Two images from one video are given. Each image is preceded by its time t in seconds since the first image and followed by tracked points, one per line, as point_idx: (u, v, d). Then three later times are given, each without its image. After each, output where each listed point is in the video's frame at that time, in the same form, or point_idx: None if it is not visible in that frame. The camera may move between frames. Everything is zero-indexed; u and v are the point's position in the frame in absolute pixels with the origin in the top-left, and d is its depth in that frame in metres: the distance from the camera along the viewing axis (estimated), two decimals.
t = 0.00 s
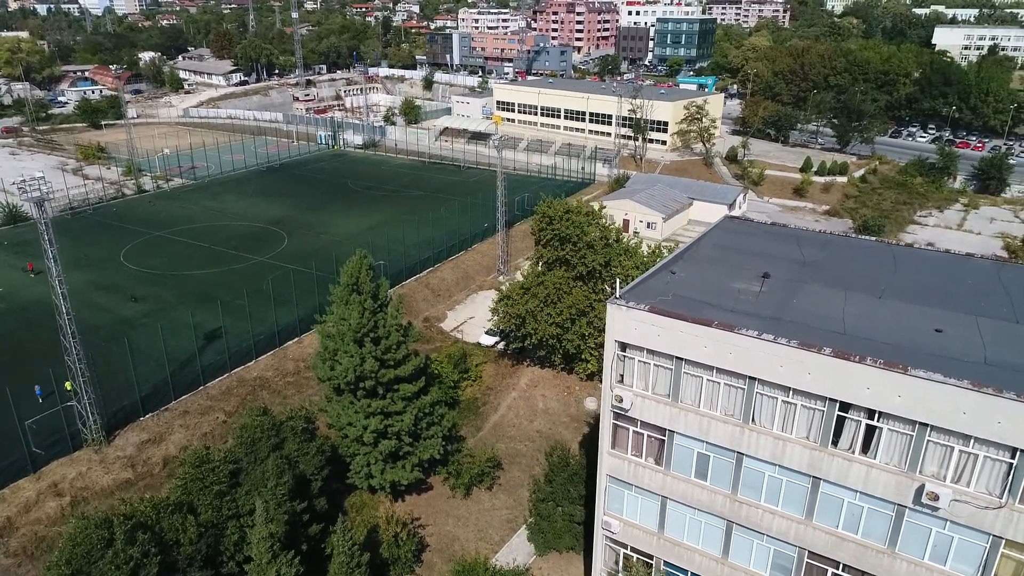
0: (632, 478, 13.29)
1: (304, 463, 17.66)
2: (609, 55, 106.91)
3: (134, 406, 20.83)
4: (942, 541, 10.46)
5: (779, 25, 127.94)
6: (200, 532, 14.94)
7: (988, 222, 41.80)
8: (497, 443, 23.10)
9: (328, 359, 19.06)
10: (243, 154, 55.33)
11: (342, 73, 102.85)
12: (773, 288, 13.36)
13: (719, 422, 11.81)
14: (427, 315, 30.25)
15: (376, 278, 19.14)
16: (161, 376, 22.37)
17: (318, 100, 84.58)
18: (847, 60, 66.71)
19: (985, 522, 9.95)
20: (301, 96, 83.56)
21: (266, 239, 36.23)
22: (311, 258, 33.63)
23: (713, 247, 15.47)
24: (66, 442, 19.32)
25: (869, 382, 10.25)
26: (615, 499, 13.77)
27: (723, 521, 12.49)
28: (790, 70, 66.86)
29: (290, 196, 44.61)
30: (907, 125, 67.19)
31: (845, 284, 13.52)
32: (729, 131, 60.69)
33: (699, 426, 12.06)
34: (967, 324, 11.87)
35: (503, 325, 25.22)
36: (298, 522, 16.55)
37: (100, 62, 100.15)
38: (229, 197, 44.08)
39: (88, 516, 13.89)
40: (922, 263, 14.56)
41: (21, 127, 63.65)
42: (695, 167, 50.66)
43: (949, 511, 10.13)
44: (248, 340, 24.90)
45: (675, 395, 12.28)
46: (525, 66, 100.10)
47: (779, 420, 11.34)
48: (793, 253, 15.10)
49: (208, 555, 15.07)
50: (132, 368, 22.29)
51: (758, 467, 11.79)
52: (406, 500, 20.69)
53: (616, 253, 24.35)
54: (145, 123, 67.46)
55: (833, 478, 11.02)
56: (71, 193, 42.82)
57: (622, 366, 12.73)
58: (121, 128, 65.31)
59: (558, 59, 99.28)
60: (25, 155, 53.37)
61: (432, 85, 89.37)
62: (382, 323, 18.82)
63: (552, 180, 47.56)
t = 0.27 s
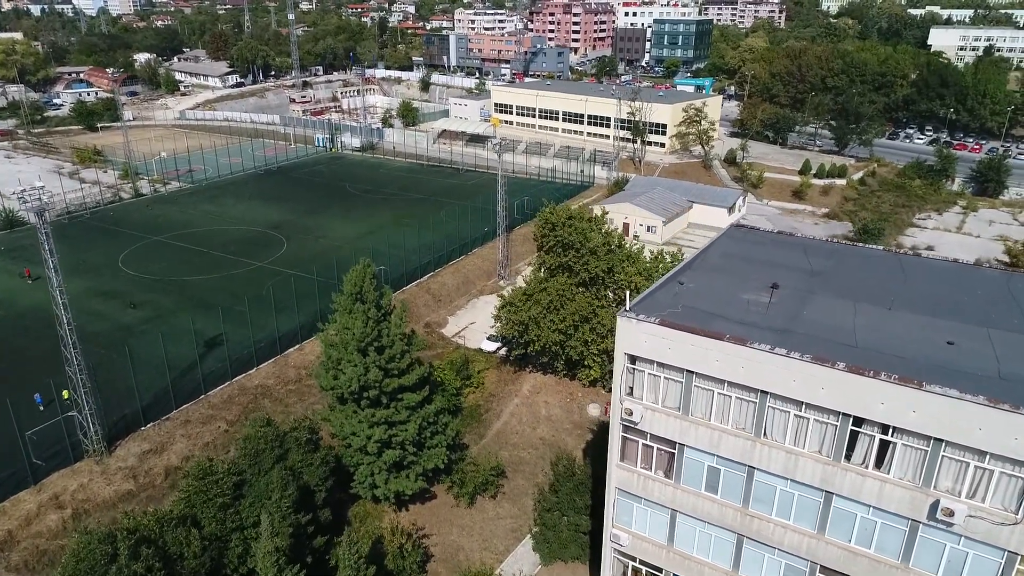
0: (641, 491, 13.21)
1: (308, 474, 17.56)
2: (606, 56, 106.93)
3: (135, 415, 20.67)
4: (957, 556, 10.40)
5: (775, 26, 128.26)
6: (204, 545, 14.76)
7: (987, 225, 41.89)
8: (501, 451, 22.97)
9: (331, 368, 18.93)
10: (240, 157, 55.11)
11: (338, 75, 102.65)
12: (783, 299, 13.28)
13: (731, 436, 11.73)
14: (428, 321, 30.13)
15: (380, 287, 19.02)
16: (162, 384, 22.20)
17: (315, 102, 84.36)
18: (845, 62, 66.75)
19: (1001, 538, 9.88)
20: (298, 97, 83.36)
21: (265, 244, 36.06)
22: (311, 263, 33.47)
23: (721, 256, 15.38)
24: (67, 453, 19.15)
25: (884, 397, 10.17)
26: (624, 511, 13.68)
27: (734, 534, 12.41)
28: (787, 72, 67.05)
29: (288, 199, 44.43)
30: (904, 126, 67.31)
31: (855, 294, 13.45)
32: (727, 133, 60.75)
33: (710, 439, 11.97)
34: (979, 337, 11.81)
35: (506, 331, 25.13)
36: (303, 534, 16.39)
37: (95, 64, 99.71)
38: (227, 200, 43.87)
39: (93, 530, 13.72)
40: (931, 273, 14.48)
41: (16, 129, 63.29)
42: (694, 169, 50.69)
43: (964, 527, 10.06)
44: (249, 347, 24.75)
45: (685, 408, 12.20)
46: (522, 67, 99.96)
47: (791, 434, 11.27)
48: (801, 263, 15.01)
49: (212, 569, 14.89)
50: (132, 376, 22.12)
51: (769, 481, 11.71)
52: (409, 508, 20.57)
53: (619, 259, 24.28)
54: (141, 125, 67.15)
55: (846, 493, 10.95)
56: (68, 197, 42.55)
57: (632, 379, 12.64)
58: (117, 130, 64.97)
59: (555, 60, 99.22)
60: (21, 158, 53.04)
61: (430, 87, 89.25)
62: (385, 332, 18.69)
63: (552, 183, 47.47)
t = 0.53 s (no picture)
0: (650, 504, 13.12)
1: (312, 485, 17.49)
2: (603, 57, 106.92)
3: (135, 425, 20.48)
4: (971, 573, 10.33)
5: (771, 27, 128.48)
6: (208, 559, 14.57)
7: (986, 227, 41.98)
8: (504, 459, 22.85)
9: (334, 378, 18.78)
10: (237, 160, 54.85)
11: (335, 76, 102.40)
12: (792, 311, 13.20)
13: (742, 451, 11.65)
14: (429, 326, 29.98)
15: (383, 296, 18.90)
16: (162, 393, 22.00)
17: (311, 104, 84.14)
18: (842, 64, 66.84)
19: (1017, 555, 9.81)
20: (295, 99, 83.13)
21: (264, 249, 35.89)
22: (310, 268, 33.31)
23: (728, 267, 15.30)
24: (67, 464, 18.95)
25: (900, 413, 10.08)
26: (633, 525, 13.59)
27: (744, 549, 12.32)
28: (785, 74, 67.34)
29: (287, 203, 44.24)
30: (901, 128, 67.46)
31: (864, 307, 13.36)
32: (726, 135, 60.80)
33: (721, 454, 11.89)
34: (990, 350, 11.74)
35: (509, 339, 25.02)
36: (307, 547, 16.22)
37: (90, 66, 99.19)
38: (225, 204, 43.64)
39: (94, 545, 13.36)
40: (940, 284, 14.41)
41: (11, 132, 62.86)
42: (693, 172, 50.69)
43: (979, 544, 10.00)
44: (249, 355, 24.59)
45: (695, 423, 12.11)
46: (520, 69, 99.75)
47: (803, 449, 11.19)
48: (810, 274, 14.93)
49: None
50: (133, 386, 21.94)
51: (781, 496, 11.64)
52: (413, 518, 20.44)
53: (622, 265, 24.18)
54: (137, 128, 66.80)
55: (859, 508, 10.87)
56: (64, 202, 42.26)
57: (642, 393, 12.55)
58: (113, 133, 64.60)
59: (552, 62, 99.04)
60: (16, 162, 52.67)
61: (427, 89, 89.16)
62: (389, 342, 18.56)
63: (551, 186, 47.35)
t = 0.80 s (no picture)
0: (659, 518, 13.02)
1: (316, 497, 17.38)
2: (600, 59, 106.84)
3: (136, 435, 20.31)
4: None
5: (767, 27, 128.48)
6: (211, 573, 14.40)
7: (986, 230, 41.98)
8: (507, 467, 22.73)
9: (337, 389, 18.63)
10: (235, 163, 54.61)
11: (332, 78, 102.15)
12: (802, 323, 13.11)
13: (753, 466, 11.56)
14: (430, 332, 29.85)
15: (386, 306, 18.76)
16: (162, 402, 21.82)
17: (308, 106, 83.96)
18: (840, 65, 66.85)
19: None
20: (292, 101, 82.91)
21: (263, 254, 35.72)
22: (310, 273, 33.14)
23: (735, 277, 15.20)
24: (67, 476, 18.76)
25: (914, 430, 9.99)
26: (641, 539, 13.50)
27: (754, 564, 12.23)
28: (782, 75, 67.69)
29: (285, 207, 44.06)
30: (899, 130, 67.51)
31: (874, 318, 13.28)
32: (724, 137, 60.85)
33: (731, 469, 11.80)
34: (1003, 364, 11.67)
35: (511, 346, 24.90)
36: (310, 560, 16.07)
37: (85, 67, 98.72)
38: (223, 209, 43.42)
39: (97, 560, 13.14)
40: (949, 295, 14.35)
41: (7, 135, 62.50)
42: (692, 175, 50.68)
43: (993, 562, 9.92)
44: (250, 363, 24.43)
45: (705, 437, 12.01)
46: (517, 70, 99.40)
47: (815, 464, 11.10)
48: (817, 284, 14.85)
49: None
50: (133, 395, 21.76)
51: (792, 511, 11.55)
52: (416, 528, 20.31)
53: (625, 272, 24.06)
54: (134, 130, 66.50)
55: (872, 525, 10.79)
56: (61, 206, 41.99)
57: (651, 407, 12.46)
58: (109, 136, 64.28)
59: (550, 63, 98.54)
60: (12, 165, 52.37)
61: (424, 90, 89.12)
62: (392, 351, 18.42)
63: (551, 189, 47.12)
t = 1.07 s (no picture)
0: (668, 533, 12.95)
1: (320, 509, 17.26)
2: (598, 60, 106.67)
3: (137, 445, 20.15)
4: None
5: (765, 28, 128.36)
6: None
7: (986, 234, 41.97)
8: (510, 476, 22.61)
9: (340, 399, 18.51)
10: (233, 166, 54.42)
11: (329, 80, 101.87)
12: (810, 336, 13.03)
13: (763, 481, 11.47)
14: (431, 339, 29.71)
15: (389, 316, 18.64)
16: (163, 412, 21.67)
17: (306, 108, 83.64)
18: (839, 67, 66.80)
19: None
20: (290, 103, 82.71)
21: (263, 259, 35.58)
22: (311, 279, 33.00)
23: (742, 288, 15.11)
24: (69, 488, 18.60)
25: (929, 447, 9.90)
26: (650, 553, 13.42)
27: None
28: (781, 77, 67.70)
29: (285, 211, 43.91)
30: (898, 132, 67.45)
31: (883, 331, 13.20)
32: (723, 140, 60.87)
33: (741, 485, 11.73)
34: (1013, 379, 11.60)
35: (514, 353, 24.80)
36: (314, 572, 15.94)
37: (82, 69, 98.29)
38: (222, 213, 43.25)
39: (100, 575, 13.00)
40: (958, 306, 14.27)
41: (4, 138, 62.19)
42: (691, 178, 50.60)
43: None
44: (251, 372, 24.30)
45: (715, 452, 11.92)
46: (515, 72, 98.95)
47: (827, 480, 11.02)
48: (825, 295, 14.76)
49: None
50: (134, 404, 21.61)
51: (803, 527, 11.47)
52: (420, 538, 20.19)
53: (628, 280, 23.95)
54: (131, 133, 66.22)
55: (884, 541, 10.71)
56: (59, 210, 41.76)
57: (660, 421, 12.37)
58: (107, 139, 63.99)
59: (548, 65, 98.03)
60: (9, 169, 52.08)
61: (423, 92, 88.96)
62: (395, 362, 18.30)
63: (551, 192, 46.86)
